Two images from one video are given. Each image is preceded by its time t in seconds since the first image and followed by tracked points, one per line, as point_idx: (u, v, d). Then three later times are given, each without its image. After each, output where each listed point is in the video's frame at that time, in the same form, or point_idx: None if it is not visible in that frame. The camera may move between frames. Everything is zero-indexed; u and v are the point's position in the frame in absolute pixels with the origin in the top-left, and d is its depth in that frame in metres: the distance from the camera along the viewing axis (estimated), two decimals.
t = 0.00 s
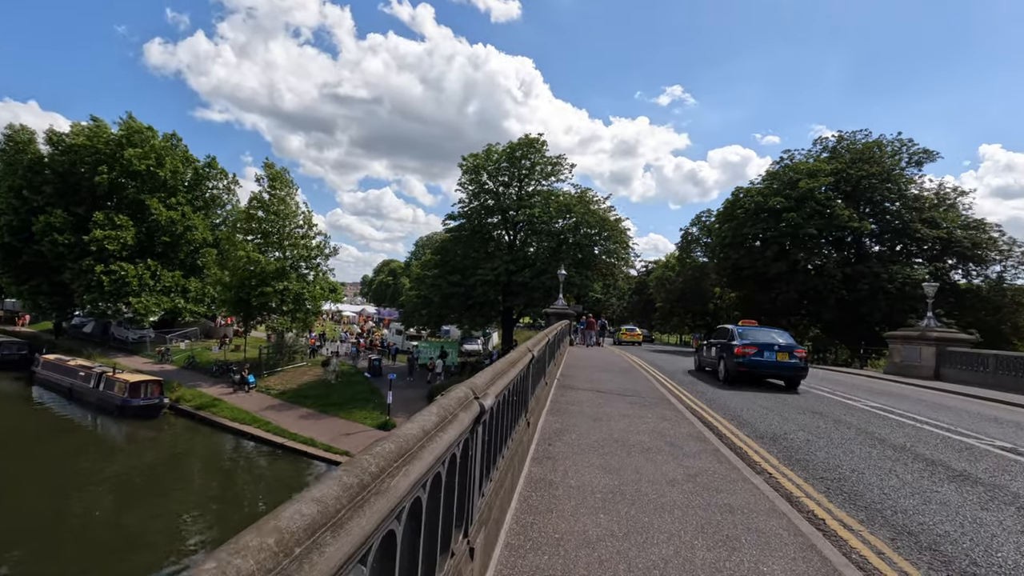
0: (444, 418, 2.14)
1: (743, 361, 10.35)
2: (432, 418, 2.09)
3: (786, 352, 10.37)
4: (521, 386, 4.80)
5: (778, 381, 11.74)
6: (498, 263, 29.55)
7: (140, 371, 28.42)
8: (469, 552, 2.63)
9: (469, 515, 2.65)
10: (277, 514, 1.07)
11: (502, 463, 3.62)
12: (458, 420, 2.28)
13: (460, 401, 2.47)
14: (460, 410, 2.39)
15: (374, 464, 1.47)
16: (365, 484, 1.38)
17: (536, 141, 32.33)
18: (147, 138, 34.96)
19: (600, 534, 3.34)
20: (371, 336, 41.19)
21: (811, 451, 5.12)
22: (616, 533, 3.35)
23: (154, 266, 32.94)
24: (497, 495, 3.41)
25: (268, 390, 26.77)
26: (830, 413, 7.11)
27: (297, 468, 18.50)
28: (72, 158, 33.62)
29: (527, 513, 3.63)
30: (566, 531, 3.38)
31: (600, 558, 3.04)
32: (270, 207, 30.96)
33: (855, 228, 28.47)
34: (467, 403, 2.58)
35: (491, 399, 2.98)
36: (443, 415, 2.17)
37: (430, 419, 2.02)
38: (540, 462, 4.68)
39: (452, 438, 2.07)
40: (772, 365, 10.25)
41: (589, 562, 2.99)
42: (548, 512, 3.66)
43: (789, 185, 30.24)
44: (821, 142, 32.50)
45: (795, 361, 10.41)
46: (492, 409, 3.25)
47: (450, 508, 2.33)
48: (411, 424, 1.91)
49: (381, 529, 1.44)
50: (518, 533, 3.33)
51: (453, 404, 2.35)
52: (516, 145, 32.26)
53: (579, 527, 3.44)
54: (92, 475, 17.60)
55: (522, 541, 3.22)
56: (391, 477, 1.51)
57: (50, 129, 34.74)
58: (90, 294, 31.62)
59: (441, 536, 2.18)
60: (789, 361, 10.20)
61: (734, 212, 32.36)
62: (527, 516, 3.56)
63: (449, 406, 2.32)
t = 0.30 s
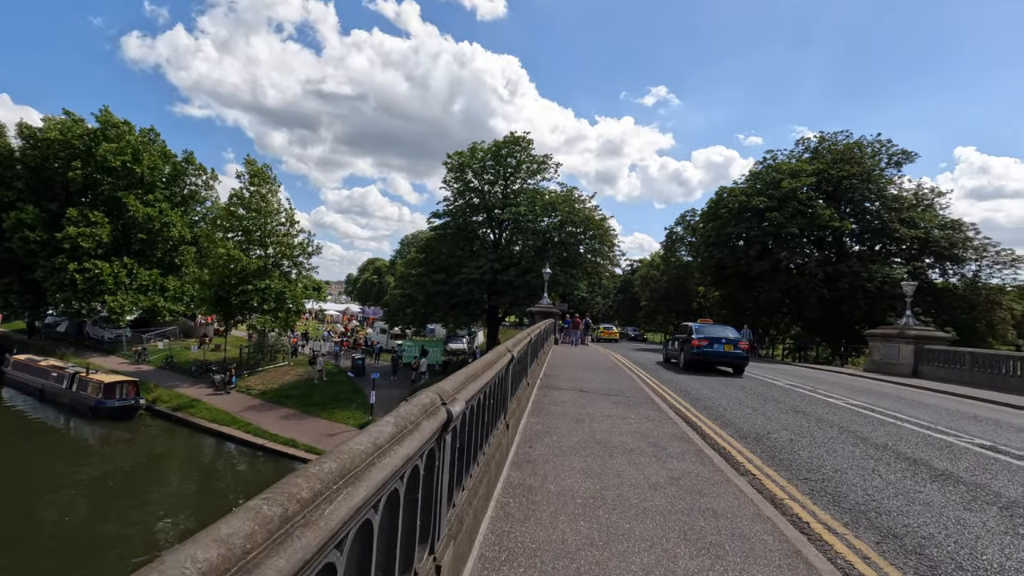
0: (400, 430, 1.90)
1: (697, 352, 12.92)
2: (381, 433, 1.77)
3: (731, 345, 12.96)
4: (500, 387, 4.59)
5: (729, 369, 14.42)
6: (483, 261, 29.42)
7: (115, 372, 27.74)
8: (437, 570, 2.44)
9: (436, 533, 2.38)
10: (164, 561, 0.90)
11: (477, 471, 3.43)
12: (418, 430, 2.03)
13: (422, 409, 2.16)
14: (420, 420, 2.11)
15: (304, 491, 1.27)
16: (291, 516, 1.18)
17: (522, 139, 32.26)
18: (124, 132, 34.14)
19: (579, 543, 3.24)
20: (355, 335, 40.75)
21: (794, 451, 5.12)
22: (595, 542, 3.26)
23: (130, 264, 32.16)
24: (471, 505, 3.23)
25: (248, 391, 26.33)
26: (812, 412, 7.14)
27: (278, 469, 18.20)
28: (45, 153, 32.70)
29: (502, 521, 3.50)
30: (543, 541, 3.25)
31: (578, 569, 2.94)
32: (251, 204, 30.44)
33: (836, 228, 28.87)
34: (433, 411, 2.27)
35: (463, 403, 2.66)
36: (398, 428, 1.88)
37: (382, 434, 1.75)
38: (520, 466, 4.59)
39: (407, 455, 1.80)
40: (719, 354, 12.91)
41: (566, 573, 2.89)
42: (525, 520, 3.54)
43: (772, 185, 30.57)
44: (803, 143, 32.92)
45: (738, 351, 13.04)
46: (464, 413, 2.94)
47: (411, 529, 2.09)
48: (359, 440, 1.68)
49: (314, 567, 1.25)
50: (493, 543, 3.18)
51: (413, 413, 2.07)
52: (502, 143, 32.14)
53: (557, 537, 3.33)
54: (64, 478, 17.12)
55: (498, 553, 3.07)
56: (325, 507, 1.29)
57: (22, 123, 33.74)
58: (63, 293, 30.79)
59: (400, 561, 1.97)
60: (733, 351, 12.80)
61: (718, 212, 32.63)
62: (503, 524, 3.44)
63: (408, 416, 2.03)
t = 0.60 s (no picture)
0: (363, 447, 1.65)
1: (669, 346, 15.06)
2: (339, 451, 1.52)
3: (697, 340, 15.18)
4: (485, 390, 4.40)
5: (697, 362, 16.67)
6: (474, 260, 29.29)
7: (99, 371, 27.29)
8: None
9: (411, 557, 2.14)
10: None
11: (458, 480, 3.23)
12: (387, 446, 1.77)
13: (392, 420, 1.91)
14: (389, 432, 1.87)
15: (227, 529, 1.04)
16: (209, 563, 0.96)
17: (513, 137, 32.13)
18: (108, 127, 33.61)
19: (566, 556, 3.10)
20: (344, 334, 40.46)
21: (788, 454, 5.06)
22: (585, 554, 3.13)
23: (115, 261, 31.65)
24: (452, 518, 3.04)
25: (236, 390, 26.02)
26: (804, 413, 7.09)
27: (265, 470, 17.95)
28: (27, 148, 32.09)
29: (486, 533, 3.35)
30: (528, 554, 3.11)
31: None
32: (239, 201, 30.07)
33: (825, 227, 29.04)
34: (405, 421, 2.02)
35: (441, 410, 2.42)
36: (359, 443, 1.64)
37: (337, 452, 1.51)
38: (506, 473, 4.49)
39: (369, 476, 1.56)
40: (688, 348, 15.10)
41: None
42: (510, 531, 3.40)
43: (762, 184, 30.71)
44: (793, 142, 33.11)
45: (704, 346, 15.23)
46: (444, 421, 2.71)
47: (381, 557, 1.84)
48: (311, 460, 1.44)
49: None
50: (475, 557, 3.02)
51: (381, 424, 1.83)
52: (493, 141, 32.00)
53: (543, 549, 3.19)
54: (45, 480, 16.80)
55: (480, 568, 2.90)
56: (256, 545, 1.07)
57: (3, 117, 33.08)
58: (46, 291, 30.25)
59: None
60: (699, 346, 15.00)
61: (708, 211, 32.74)
62: (486, 537, 3.28)
63: (375, 428, 1.78)
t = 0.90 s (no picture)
0: (322, 460, 1.46)
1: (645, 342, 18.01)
2: (288, 468, 1.32)
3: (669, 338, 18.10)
4: (471, 392, 4.26)
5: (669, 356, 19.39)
6: (464, 258, 29.15)
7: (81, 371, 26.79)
8: None
9: None
10: None
11: (440, 489, 3.10)
12: (351, 459, 1.58)
13: (358, 429, 1.73)
14: (355, 443, 1.69)
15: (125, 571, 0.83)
16: None
17: (504, 135, 32.02)
18: (91, 122, 33.01)
19: (554, 568, 3.01)
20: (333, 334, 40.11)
21: (782, 456, 5.01)
22: (575, 566, 3.04)
23: (98, 259, 31.09)
24: (433, 528, 2.90)
25: (221, 390, 25.68)
26: (796, 413, 7.07)
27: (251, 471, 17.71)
28: (8, 143, 31.42)
29: (470, 543, 3.24)
30: (514, 566, 3.00)
31: None
32: (226, 198, 29.65)
33: (814, 227, 29.24)
34: (375, 429, 1.85)
35: (418, 415, 2.26)
36: (317, 458, 1.45)
37: (287, 469, 1.32)
38: (493, 478, 4.38)
39: (325, 495, 1.37)
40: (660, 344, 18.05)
41: None
42: (496, 541, 3.29)
43: (752, 184, 30.89)
44: (782, 142, 33.33)
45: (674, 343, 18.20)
46: (421, 428, 2.55)
47: None
48: (255, 479, 1.24)
49: None
50: (458, 570, 2.90)
51: (346, 434, 1.65)
52: (484, 138, 31.85)
53: (531, 560, 3.08)
54: (26, 483, 16.46)
55: None
56: None
57: None
58: (27, 289, 29.65)
59: None
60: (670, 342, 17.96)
61: (699, 210, 32.87)
62: (470, 548, 3.16)
63: (337, 439, 1.60)
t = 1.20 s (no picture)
0: (261, 500, 1.25)
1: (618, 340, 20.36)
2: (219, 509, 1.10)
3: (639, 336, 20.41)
4: (452, 400, 4.09)
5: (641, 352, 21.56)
6: (451, 257, 28.97)
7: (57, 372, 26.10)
8: None
9: None
10: None
11: (419, 507, 2.93)
12: (301, 494, 1.38)
13: (314, 456, 1.54)
14: (310, 473, 1.49)
15: None
16: None
17: (491, 134, 31.86)
18: (68, 116, 32.21)
19: None
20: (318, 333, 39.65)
21: (773, 461, 4.95)
22: None
23: (74, 257, 30.32)
24: (412, 550, 2.75)
25: (202, 391, 25.20)
26: (785, 414, 7.06)
27: (233, 473, 17.37)
28: None
29: (452, 562, 3.10)
30: None
31: None
32: (208, 194, 29.10)
33: (799, 227, 29.54)
34: (336, 455, 1.65)
35: (389, 432, 2.09)
36: (257, 498, 1.25)
37: (214, 518, 1.10)
38: (477, 489, 4.25)
39: (265, 544, 1.17)
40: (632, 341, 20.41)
41: None
42: (479, 558, 3.16)
43: (739, 183, 31.14)
44: (768, 143, 33.63)
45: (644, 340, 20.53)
46: (394, 445, 2.38)
47: None
48: (171, 532, 1.02)
49: None
50: None
51: (297, 463, 1.45)
52: (471, 137, 31.66)
53: None
54: None
55: None
56: None
57: None
58: None
59: None
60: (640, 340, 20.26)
61: (686, 210, 33.06)
62: (451, 568, 3.02)
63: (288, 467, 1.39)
